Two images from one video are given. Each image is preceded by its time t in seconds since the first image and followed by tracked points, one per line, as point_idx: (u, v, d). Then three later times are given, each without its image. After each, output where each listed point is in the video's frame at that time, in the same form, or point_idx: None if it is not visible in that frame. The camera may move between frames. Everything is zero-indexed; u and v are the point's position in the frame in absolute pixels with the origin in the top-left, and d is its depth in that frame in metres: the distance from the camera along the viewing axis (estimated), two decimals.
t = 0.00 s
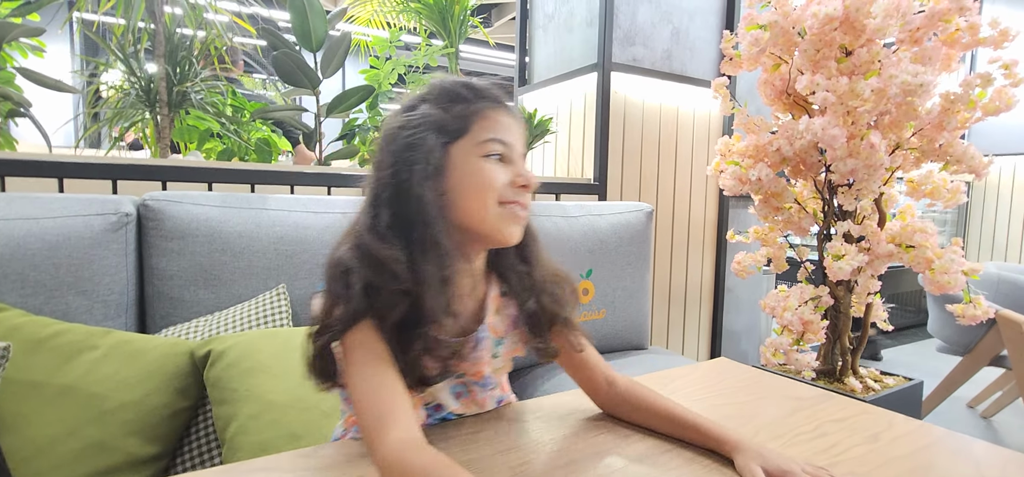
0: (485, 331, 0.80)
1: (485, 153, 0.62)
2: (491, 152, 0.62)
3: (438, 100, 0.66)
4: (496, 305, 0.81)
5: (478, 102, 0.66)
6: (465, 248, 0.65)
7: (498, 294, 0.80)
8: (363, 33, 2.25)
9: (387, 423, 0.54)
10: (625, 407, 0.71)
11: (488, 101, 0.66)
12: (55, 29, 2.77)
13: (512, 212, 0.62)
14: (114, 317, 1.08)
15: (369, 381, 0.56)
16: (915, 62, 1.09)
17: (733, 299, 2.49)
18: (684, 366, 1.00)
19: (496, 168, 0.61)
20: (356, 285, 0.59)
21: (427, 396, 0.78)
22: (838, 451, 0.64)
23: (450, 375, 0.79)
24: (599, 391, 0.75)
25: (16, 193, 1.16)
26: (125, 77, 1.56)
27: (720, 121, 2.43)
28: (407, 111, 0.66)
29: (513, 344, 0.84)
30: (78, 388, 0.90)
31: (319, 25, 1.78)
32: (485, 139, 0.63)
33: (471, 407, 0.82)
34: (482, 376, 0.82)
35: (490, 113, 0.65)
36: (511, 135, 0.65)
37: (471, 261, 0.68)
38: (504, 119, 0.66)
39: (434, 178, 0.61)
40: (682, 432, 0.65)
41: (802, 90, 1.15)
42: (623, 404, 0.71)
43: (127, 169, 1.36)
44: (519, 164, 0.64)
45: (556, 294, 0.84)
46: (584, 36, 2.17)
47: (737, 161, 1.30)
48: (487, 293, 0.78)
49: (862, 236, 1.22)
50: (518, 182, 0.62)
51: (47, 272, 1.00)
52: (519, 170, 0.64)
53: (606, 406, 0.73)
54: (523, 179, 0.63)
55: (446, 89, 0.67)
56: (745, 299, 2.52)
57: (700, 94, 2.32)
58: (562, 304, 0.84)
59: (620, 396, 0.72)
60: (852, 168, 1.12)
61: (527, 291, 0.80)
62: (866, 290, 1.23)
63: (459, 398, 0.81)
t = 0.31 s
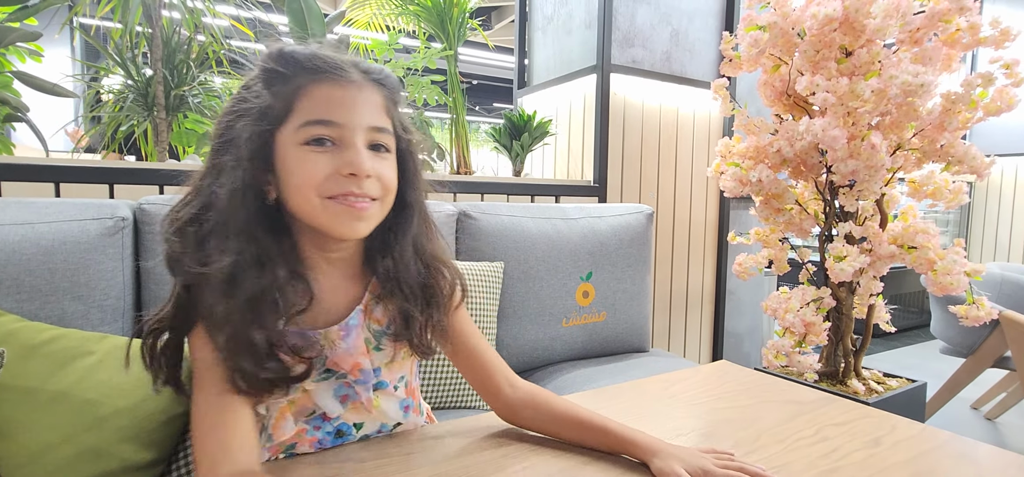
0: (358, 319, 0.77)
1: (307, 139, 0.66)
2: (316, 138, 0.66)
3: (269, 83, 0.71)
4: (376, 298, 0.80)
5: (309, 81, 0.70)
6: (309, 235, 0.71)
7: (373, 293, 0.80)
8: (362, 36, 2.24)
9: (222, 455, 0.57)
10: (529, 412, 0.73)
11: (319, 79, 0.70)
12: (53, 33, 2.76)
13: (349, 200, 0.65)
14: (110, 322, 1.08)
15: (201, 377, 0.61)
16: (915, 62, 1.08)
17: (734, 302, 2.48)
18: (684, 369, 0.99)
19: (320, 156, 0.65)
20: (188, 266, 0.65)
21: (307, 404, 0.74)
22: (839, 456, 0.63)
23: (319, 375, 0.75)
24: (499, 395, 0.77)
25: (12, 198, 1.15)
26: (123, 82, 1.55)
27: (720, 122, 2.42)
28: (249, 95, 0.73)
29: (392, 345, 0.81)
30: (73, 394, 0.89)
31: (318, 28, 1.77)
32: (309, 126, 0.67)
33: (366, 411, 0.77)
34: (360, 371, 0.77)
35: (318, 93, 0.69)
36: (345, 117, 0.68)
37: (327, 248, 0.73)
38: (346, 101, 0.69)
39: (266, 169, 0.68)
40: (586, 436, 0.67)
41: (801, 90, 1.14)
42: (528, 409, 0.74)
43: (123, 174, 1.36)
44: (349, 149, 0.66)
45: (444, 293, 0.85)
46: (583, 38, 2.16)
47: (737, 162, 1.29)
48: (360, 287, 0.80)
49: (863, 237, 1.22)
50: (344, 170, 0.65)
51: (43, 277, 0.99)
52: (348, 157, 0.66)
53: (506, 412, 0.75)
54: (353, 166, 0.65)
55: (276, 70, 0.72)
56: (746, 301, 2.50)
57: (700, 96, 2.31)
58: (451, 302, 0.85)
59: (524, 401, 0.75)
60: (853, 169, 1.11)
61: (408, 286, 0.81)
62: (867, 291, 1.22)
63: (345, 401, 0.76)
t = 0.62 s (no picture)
0: (385, 306, 0.75)
1: (326, 141, 0.65)
2: (334, 139, 0.65)
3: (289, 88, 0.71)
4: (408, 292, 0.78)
5: (323, 85, 0.68)
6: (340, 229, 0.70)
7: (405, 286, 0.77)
8: (364, 38, 2.25)
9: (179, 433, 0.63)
10: (540, 412, 0.74)
11: (332, 81, 0.68)
12: (57, 36, 2.78)
13: (367, 198, 0.64)
14: (114, 325, 1.07)
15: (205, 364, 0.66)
16: (919, 63, 1.08)
17: (737, 303, 2.48)
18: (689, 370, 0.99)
19: (337, 157, 0.64)
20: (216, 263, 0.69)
21: (328, 396, 0.75)
22: (846, 457, 0.63)
23: (342, 366, 0.74)
24: (517, 392, 0.78)
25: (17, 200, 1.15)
26: (126, 84, 1.56)
27: (723, 123, 2.42)
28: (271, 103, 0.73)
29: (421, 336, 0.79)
30: (78, 396, 0.89)
31: (320, 30, 1.77)
32: (328, 126, 0.66)
33: (384, 410, 0.77)
34: (385, 358, 0.75)
35: (335, 94, 0.67)
36: (360, 115, 0.66)
37: (360, 242, 0.72)
38: (360, 99, 0.67)
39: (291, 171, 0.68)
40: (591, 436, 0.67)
41: (804, 91, 1.14)
42: (538, 407, 0.74)
43: (128, 176, 1.36)
44: (366, 147, 0.65)
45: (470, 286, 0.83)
46: (585, 40, 2.16)
47: (740, 163, 1.29)
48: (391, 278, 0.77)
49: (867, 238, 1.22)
50: (360, 167, 0.63)
51: (47, 279, 1.00)
52: (364, 153, 0.64)
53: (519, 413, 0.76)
54: (368, 162, 0.63)
55: (293, 78, 0.71)
56: (749, 302, 2.50)
57: (702, 97, 2.31)
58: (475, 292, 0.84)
59: (538, 400, 0.75)
60: (857, 170, 1.10)
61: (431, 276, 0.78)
62: (871, 293, 1.22)
63: (366, 396, 0.76)
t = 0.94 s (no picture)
0: (500, 302, 0.72)
1: (432, 176, 0.59)
2: (440, 172, 0.59)
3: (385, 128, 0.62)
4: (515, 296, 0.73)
5: (418, 121, 0.61)
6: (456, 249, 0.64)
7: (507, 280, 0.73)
8: (368, 41, 2.26)
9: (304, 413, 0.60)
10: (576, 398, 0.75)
11: (429, 114, 0.61)
12: (65, 40, 2.80)
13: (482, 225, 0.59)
14: (121, 327, 1.08)
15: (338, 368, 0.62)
16: (922, 65, 1.08)
17: (741, 306, 2.48)
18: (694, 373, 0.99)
19: (445, 190, 0.59)
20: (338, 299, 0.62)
21: (453, 386, 0.71)
22: (852, 460, 0.63)
23: (467, 357, 0.71)
24: (564, 374, 0.79)
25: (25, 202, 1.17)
26: (132, 87, 1.57)
27: (726, 126, 2.42)
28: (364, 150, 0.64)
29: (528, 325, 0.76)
30: (87, 398, 0.90)
31: (324, 33, 1.78)
32: (432, 160, 0.59)
33: (495, 396, 0.74)
34: (505, 348, 0.73)
35: (432, 128, 0.60)
36: (458, 143, 0.60)
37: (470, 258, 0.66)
38: (456, 128, 0.61)
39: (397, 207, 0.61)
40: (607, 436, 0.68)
41: (808, 94, 1.14)
42: (575, 393, 0.76)
43: (134, 179, 1.37)
44: (471, 173, 0.59)
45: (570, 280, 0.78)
46: (588, 43, 2.17)
47: (744, 166, 1.29)
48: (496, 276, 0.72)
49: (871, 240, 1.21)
50: (469, 194, 0.58)
51: (56, 282, 1.01)
52: (473, 180, 0.59)
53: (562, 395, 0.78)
54: (475, 188, 0.58)
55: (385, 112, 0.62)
56: (753, 305, 2.50)
57: (705, 100, 2.32)
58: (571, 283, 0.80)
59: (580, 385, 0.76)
60: (860, 172, 1.10)
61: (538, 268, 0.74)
62: (875, 295, 1.22)
63: (485, 383, 0.73)
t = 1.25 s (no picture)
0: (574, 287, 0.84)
1: (508, 180, 0.74)
2: (514, 177, 0.73)
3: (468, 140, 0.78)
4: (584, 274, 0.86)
5: (497, 133, 0.75)
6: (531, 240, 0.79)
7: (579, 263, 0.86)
8: (372, 44, 2.26)
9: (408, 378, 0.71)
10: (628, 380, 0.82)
11: (504, 126, 0.75)
12: (72, 43, 2.82)
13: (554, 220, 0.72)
14: (124, 327, 1.08)
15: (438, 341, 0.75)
16: (928, 66, 1.07)
17: (746, 308, 2.46)
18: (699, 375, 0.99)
19: (522, 190, 0.72)
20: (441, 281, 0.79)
21: (526, 363, 0.82)
22: (861, 462, 0.62)
23: (540, 338, 0.82)
24: (626, 363, 0.86)
25: (29, 203, 1.17)
26: (138, 90, 1.58)
27: (730, 128, 2.42)
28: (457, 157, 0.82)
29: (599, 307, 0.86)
30: (89, 398, 0.90)
31: (328, 36, 1.79)
32: (508, 166, 0.74)
33: (567, 377, 0.83)
34: (576, 331, 0.83)
35: (508, 138, 0.75)
36: (531, 150, 0.73)
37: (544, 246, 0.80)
38: (528, 136, 0.74)
39: (483, 205, 0.78)
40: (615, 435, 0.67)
41: (814, 95, 1.13)
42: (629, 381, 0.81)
43: (139, 180, 1.37)
44: (544, 174, 0.72)
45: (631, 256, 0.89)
46: (592, 45, 2.17)
47: (749, 168, 1.28)
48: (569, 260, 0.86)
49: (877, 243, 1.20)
50: (542, 193, 0.71)
51: (60, 282, 1.01)
52: (543, 182, 0.72)
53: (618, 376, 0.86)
54: (548, 188, 0.71)
55: (468, 127, 0.79)
56: (758, 307, 2.49)
57: (710, 102, 2.31)
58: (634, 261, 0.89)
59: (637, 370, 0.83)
60: (867, 174, 1.09)
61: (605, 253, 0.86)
62: (882, 298, 1.20)
63: (556, 363, 0.83)
